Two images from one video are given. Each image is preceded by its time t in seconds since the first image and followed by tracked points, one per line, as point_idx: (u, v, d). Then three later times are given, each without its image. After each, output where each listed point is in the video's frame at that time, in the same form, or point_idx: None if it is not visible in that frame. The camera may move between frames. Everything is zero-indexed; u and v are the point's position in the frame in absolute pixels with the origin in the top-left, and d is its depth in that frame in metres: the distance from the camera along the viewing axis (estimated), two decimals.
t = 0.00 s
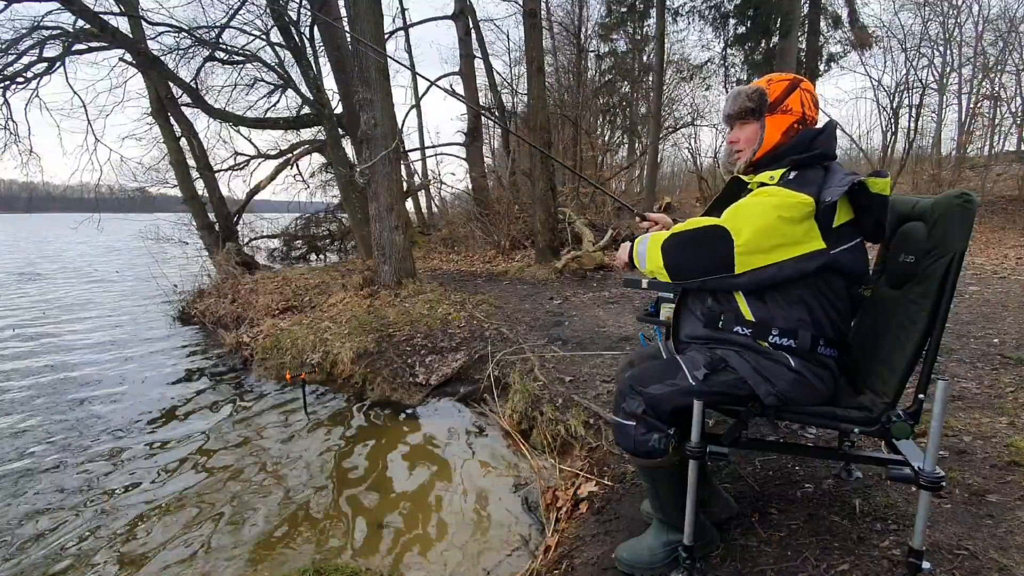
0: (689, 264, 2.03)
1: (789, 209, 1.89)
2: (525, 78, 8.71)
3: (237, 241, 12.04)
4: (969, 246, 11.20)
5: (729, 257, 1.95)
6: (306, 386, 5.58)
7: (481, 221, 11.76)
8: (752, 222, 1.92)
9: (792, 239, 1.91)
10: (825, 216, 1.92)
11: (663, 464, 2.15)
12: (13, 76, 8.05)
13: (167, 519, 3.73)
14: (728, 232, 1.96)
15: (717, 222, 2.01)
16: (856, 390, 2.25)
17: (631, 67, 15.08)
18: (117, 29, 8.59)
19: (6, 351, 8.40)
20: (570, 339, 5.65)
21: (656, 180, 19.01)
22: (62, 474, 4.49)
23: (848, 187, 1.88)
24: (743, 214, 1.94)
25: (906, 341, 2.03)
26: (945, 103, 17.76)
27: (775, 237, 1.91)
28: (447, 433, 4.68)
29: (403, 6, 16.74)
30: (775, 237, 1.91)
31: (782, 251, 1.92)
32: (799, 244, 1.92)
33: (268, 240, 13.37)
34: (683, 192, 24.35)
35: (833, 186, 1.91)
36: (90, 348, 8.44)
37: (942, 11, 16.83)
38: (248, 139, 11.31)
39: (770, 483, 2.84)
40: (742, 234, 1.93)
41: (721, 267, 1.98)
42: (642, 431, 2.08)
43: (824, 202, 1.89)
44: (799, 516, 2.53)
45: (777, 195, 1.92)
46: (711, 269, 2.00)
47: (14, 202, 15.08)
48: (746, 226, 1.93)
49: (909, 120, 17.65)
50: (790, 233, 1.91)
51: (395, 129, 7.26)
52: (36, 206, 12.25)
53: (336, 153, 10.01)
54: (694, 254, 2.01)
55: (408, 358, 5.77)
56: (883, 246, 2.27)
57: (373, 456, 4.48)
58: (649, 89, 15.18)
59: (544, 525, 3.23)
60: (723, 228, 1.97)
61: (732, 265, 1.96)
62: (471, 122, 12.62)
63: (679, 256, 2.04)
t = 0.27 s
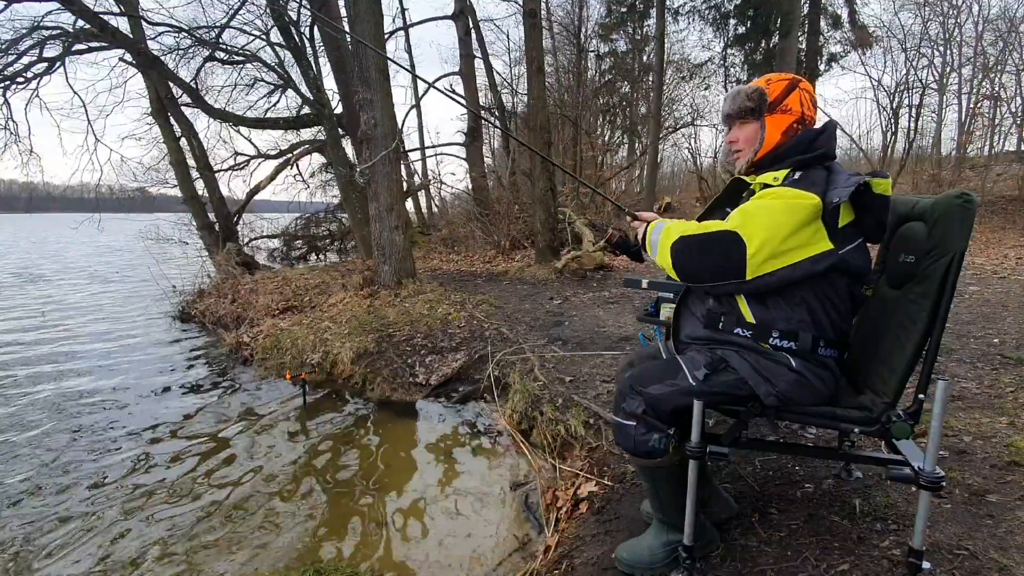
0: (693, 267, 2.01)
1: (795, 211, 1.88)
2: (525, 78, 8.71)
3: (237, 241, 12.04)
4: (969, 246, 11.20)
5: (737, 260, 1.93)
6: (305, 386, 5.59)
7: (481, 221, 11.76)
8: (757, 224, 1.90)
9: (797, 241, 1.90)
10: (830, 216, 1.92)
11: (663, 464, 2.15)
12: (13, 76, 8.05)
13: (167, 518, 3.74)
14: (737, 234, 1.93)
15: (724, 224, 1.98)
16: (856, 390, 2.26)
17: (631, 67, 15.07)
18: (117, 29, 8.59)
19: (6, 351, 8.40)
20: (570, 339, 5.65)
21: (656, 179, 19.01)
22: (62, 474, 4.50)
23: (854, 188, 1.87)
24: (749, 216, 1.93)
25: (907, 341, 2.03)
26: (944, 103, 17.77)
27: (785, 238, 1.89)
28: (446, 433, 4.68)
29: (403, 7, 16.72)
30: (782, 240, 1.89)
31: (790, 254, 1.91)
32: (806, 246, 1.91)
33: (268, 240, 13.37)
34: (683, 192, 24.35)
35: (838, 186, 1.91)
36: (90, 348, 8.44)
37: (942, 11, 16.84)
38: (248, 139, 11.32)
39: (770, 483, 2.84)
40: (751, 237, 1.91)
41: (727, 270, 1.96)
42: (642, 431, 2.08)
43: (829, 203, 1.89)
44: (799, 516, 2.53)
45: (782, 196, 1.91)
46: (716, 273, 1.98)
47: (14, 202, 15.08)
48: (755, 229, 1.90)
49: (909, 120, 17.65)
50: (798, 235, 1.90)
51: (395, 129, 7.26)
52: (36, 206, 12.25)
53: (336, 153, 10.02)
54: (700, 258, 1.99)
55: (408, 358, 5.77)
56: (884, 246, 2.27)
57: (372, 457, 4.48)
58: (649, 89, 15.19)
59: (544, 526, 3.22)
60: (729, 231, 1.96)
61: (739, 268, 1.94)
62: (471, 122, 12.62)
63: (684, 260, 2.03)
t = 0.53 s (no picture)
0: (695, 270, 2.02)
1: (798, 213, 1.88)
2: (525, 78, 8.71)
3: (237, 241, 12.04)
4: (969, 245, 11.21)
5: (741, 264, 1.93)
6: (306, 386, 5.59)
7: (481, 221, 11.76)
8: (760, 226, 1.90)
9: (801, 243, 1.90)
10: (832, 217, 1.92)
11: (663, 464, 2.15)
12: (13, 75, 8.05)
13: (168, 518, 3.74)
14: (740, 239, 1.93)
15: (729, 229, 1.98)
16: (856, 391, 2.25)
17: (631, 67, 15.06)
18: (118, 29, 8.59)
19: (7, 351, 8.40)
20: (570, 339, 5.65)
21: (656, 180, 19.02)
22: (62, 474, 4.49)
23: (856, 189, 1.87)
24: (751, 218, 1.92)
25: (907, 341, 2.03)
26: (944, 103, 17.76)
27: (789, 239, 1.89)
28: (445, 433, 4.68)
29: (403, 7, 16.71)
30: (786, 242, 1.89)
31: (793, 257, 1.90)
32: (809, 248, 1.91)
33: (269, 240, 13.37)
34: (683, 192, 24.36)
35: (840, 187, 1.91)
36: (90, 348, 8.44)
37: (942, 11, 16.84)
38: (248, 139, 11.32)
39: (770, 483, 2.84)
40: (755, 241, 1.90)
41: (730, 274, 1.95)
42: (642, 431, 2.08)
43: (831, 204, 1.89)
44: (799, 516, 2.53)
45: (784, 198, 1.90)
46: (720, 276, 1.97)
47: (14, 202, 15.08)
48: (758, 232, 1.90)
49: (909, 120, 17.66)
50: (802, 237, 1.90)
51: (395, 129, 7.26)
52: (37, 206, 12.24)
53: (336, 153, 10.02)
54: (702, 262, 1.98)
55: (408, 358, 5.77)
56: (884, 246, 2.27)
57: (372, 457, 4.48)
58: (649, 89, 15.19)
59: (544, 525, 3.23)
60: (732, 234, 1.95)
61: (742, 270, 1.93)
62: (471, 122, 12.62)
63: (685, 264, 2.02)
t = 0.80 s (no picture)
0: (695, 270, 2.01)
1: (798, 214, 1.88)
2: (525, 78, 8.70)
3: (237, 241, 12.04)
4: (969, 245, 11.20)
5: (742, 264, 1.92)
6: (306, 386, 5.58)
7: (481, 221, 11.76)
8: (760, 227, 1.90)
9: (802, 244, 1.90)
10: (834, 217, 1.92)
11: (663, 464, 2.15)
12: (13, 76, 8.05)
13: (168, 519, 3.74)
14: (742, 239, 1.92)
15: (730, 228, 1.96)
16: (857, 391, 2.25)
17: (631, 66, 15.05)
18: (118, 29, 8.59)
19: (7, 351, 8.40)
20: (569, 339, 5.65)
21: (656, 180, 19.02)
22: (60, 474, 4.49)
23: (857, 189, 1.87)
24: (753, 219, 1.92)
25: (907, 341, 2.03)
26: (945, 103, 17.76)
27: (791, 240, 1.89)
28: (446, 433, 4.67)
29: (403, 7, 16.69)
30: (787, 244, 1.89)
31: (795, 258, 1.90)
32: (810, 249, 1.91)
33: (269, 240, 13.37)
34: (683, 192, 24.35)
35: (840, 187, 1.92)
36: (90, 348, 8.44)
37: (942, 11, 16.84)
38: (248, 139, 11.32)
39: (770, 484, 2.84)
40: (758, 242, 1.89)
41: (730, 274, 1.95)
42: (642, 431, 2.08)
43: (832, 205, 1.89)
44: (799, 516, 2.53)
45: (785, 199, 1.90)
46: (719, 276, 1.97)
47: (14, 202, 15.07)
48: (760, 233, 1.90)
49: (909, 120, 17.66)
50: (804, 237, 1.90)
51: (395, 129, 7.26)
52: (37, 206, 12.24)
53: (336, 153, 10.03)
54: (702, 263, 1.98)
55: (408, 358, 5.76)
56: (884, 246, 2.27)
57: (372, 456, 4.49)
58: (649, 89, 15.19)
59: (544, 525, 3.23)
60: (734, 234, 1.94)
61: (743, 272, 1.93)
62: (471, 122, 12.62)
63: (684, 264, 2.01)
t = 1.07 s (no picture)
0: (698, 274, 2.00)
1: (800, 216, 1.88)
2: (525, 78, 8.71)
3: (237, 241, 12.04)
4: (969, 245, 11.20)
5: (744, 267, 1.92)
6: (305, 386, 5.58)
7: (481, 221, 11.77)
8: (762, 229, 1.90)
9: (804, 246, 1.89)
10: (836, 219, 1.92)
11: (663, 464, 2.15)
12: (13, 76, 8.06)
13: (169, 519, 3.74)
14: (747, 244, 1.92)
15: (735, 235, 1.96)
16: (856, 390, 2.25)
17: (631, 66, 15.05)
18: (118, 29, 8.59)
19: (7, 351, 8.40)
20: (569, 339, 5.65)
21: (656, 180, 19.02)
22: (61, 474, 4.49)
23: (858, 190, 1.87)
24: (755, 220, 1.91)
25: (907, 341, 2.03)
26: (944, 103, 17.77)
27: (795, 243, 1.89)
28: (446, 434, 4.67)
29: (404, 7, 16.69)
30: (792, 247, 1.89)
31: (797, 260, 1.90)
32: (812, 250, 1.90)
33: (268, 240, 13.37)
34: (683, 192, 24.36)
35: (842, 188, 1.92)
36: (90, 348, 8.44)
37: (942, 11, 16.84)
38: (248, 139, 11.32)
39: (770, 484, 2.84)
40: (763, 246, 1.89)
41: (733, 277, 1.94)
42: (642, 431, 2.08)
43: (834, 206, 1.89)
44: (799, 516, 2.53)
45: (787, 201, 1.90)
46: (722, 280, 1.96)
47: (14, 202, 15.07)
48: (764, 237, 1.90)
49: (909, 120, 17.67)
50: (808, 240, 1.90)
51: (395, 129, 7.26)
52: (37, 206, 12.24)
53: (336, 153, 10.03)
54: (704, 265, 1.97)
55: (408, 358, 5.76)
56: (884, 246, 2.27)
57: (372, 457, 4.47)
58: (649, 89, 15.19)
59: (544, 526, 3.22)
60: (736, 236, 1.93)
61: (745, 274, 1.92)
62: (471, 122, 12.62)
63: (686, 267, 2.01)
